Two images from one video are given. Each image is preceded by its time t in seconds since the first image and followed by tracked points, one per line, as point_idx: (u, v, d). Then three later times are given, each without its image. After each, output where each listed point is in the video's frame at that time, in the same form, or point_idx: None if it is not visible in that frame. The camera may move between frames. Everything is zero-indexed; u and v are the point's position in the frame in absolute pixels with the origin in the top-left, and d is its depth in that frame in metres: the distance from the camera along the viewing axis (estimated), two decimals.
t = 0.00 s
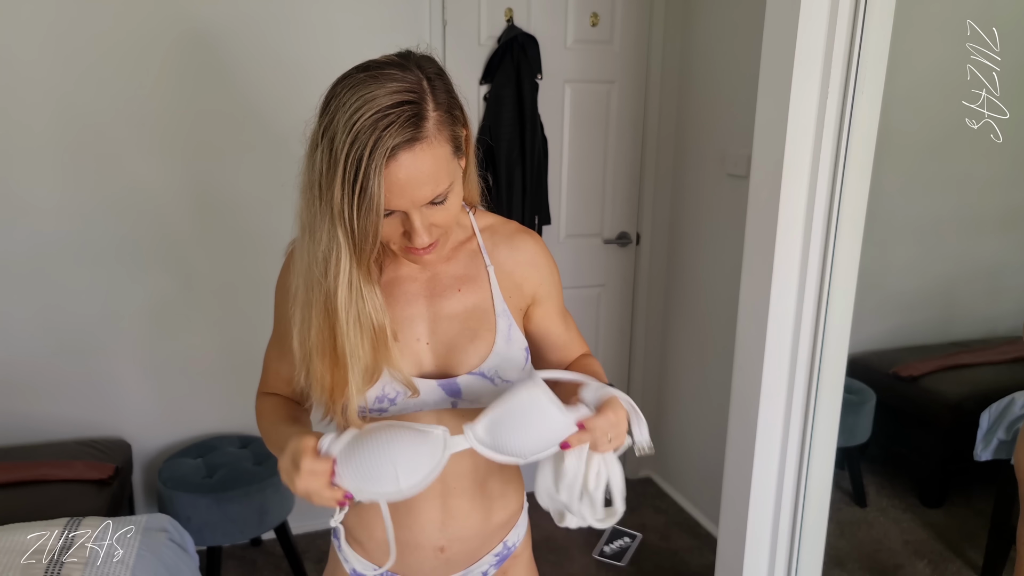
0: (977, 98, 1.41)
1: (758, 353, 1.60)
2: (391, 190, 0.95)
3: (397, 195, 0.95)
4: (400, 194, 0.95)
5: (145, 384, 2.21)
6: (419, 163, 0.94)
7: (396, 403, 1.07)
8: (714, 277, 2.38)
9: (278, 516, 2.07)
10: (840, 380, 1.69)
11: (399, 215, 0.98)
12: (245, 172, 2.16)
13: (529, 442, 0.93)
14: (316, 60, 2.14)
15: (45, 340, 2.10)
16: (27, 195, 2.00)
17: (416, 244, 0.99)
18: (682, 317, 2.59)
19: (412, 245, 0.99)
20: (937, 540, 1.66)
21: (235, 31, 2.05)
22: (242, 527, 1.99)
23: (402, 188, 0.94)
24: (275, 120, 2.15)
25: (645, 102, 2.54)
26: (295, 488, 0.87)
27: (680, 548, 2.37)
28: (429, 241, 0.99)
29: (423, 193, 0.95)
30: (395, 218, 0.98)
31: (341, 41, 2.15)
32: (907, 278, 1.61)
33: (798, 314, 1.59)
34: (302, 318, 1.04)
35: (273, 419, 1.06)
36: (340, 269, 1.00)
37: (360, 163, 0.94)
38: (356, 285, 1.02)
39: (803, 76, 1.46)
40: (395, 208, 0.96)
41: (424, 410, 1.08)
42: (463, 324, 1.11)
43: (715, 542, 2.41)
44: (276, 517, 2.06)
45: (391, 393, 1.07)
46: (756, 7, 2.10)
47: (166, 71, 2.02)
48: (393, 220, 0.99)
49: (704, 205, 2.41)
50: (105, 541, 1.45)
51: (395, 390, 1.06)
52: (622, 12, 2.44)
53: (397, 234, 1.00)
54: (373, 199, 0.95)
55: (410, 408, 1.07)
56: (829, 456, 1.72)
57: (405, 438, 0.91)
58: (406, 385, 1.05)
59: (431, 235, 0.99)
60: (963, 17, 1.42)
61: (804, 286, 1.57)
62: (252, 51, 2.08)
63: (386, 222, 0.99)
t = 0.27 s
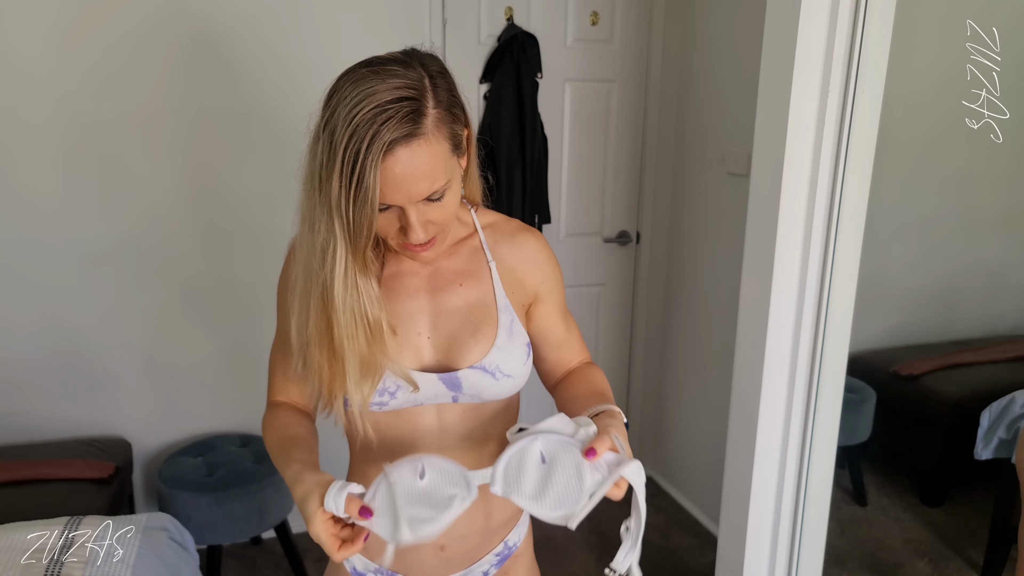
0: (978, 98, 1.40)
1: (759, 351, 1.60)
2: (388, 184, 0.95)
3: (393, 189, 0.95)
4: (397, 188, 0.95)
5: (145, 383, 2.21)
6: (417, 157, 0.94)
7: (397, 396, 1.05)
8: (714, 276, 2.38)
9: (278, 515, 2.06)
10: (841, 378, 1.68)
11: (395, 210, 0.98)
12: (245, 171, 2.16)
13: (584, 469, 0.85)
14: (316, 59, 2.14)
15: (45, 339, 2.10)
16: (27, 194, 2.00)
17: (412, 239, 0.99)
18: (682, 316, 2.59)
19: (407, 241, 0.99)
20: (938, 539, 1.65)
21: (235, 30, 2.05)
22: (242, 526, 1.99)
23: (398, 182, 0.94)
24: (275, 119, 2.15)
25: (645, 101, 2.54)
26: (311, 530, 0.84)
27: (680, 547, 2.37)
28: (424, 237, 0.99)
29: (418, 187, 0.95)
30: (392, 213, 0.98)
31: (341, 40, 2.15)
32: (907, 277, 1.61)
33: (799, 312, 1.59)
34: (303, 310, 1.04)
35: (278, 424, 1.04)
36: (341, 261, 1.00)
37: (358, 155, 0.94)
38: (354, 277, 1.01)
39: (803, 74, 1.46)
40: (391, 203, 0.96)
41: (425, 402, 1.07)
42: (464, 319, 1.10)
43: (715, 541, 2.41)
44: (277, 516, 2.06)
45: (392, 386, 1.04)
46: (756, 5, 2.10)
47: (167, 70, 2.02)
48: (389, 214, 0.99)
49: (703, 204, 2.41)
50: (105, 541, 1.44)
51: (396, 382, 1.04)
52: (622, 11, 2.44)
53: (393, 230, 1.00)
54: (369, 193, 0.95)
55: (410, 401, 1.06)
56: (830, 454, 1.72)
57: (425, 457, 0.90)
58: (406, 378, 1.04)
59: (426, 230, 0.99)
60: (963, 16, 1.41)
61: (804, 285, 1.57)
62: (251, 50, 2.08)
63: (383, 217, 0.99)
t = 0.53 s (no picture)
0: (978, 98, 1.40)
1: (760, 350, 1.60)
2: (387, 178, 0.94)
3: (393, 183, 0.95)
4: (396, 183, 0.95)
5: (146, 382, 2.21)
6: (415, 153, 0.94)
7: (400, 394, 1.05)
8: (715, 275, 2.38)
9: (280, 514, 2.07)
10: (842, 376, 1.68)
11: (395, 206, 0.98)
12: (246, 170, 2.16)
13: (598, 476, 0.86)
14: (316, 58, 2.14)
15: (46, 338, 2.10)
16: (29, 193, 2.00)
17: (412, 235, 0.98)
18: (683, 316, 2.59)
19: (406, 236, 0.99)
20: (940, 538, 1.65)
21: (235, 29, 2.05)
22: (244, 524, 1.99)
23: (397, 177, 0.94)
24: (276, 118, 2.15)
25: (646, 99, 2.54)
26: (324, 523, 0.83)
27: (681, 546, 2.37)
28: (424, 233, 0.99)
29: (417, 182, 0.95)
30: (392, 208, 0.98)
31: (341, 39, 2.14)
32: (908, 277, 1.61)
33: (800, 311, 1.59)
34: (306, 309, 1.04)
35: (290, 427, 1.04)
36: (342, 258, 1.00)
37: (357, 149, 0.94)
38: (355, 272, 1.01)
39: (805, 73, 1.46)
40: (390, 197, 0.96)
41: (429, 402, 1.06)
42: (467, 317, 1.10)
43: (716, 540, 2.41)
44: (278, 515, 2.06)
45: (396, 384, 1.04)
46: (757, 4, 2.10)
47: (168, 70, 2.02)
48: (389, 210, 0.98)
49: (704, 202, 2.41)
50: (105, 541, 1.44)
51: (400, 380, 1.04)
52: (623, 10, 2.43)
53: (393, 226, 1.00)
54: (369, 187, 0.95)
55: (414, 400, 1.06)
56: (832, 453, 1.72)
57: (437, 456, 0.90)
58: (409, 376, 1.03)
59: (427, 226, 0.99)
60: (963, 17, 1.41)
61: (806, 284, 1.57)
62: (252, 49, 2.07)
63: (383, 212, 0.99)
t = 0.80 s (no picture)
0: (977, 98, 1.41)
1: (762, 348, 1.60)
2: (383, 161, 0.94)
3: (390, 166, 0.94)
4: (392, 165, 0.94)
5: (147, 380, 2.21)
6: (409, 130, 0.94)
7: (407, 390, 1.05)
8: (716, 271, 2.38)
9: (282, 512, 2.07)
10: (845, 372, 1.68)
11: (395, 190, 0.97)
12: (247, 169, 2.16)
13: (599, 444, 0.86)
14: (317, 56, 2.13)
15: (48, 337, 2.10)
16: (31, 193, 2.00)
17: (413, 219, 0.97)
18: (685, 313, 2.59)
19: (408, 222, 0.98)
20: (942, 534, 1.65)
21: (237, 29, 2.05)
22: (246, 522, 2.00)
23: (392, 156, 0.94)
24: (275, 117, 2.14)
25: (647, 96, 2.53)
26: (336, 523, 0.86)
27: (683, 543, 2.37)
28: (426, 216, 0.97)
29: (413, 160, 0.94)
30: (391, 195, 0.97)
31: (341, 37, 2.14)
32: (910, 273, 1.61)
33: (801, 309, 1.58)
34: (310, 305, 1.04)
35: (302, 427, 1.05)
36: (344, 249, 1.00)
37: (351, 135, 0.94)
38: (357, 263, 1.01)
39: (806, 70, 1.46)
40: (388, 180, 0.95)
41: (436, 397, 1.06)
42: (472, 312, 1.09)
43: (717, 537, 2.41)
44: (280, 513, 2.06)
45: (402, 379, 1.04)
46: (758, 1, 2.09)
47: (168, 68, 2.02)
48: (389, 196, 0.98)
49: (705, 200, 2.40)
50: (106, 541, 1.43)
51: (406, 376, 1.04)
52: (624, 7, 2.43)
53: (395, 213, 0.98)
54: (366, 173, 0.94)
55: (421, 396, 1.06)
56: (834, 450, 1.72)
57: (432, 445, 0.88)
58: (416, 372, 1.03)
59: (427, 209, 0.97)
60: (963, 16, 1.41)
61: (807, 281, 1.56)
62: (253, 48, 2.07)
63: (383, 199, 0.98)
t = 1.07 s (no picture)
0: (977, 98, 1.41)
1: (762, 346, 1.60)
2: (386, 134, 0.95)
3: (393, 138, 0.95)
4: (395, 136, 0.95)
5: (148, 379, 2.21)
6: (409, 101, 0.94)
7: (409, 384, 1.05)
8: (717, 269, 2.38)
9: (283, 510, 2.07)
10: (846, 370, 1.68)
11: (401, 165, 0.97)
12: (247, 168, 2.16)
13: (587, 407, 0.91)
14: (317, 55, 2.13)
15: (48, 336, 2.10)
16: (31, 192, 2.00)
17: (422, 193, 0.97)
18: (686, 311, 2.58)
19: (417, 196, 0.97)
20: (943, 532, 1.66)
21: (237, 27, 2.05)
22: (247, 521, 2.00)
23: (395, 128, 0.94)
24: (275, 116, 2.14)
25: (648, 94, 2.53)
26: (332, 508, 0.90)
27: (683, 541, 2.37)
28: (435, 189, 0.97)
29: (415, 131, 0.95)
30: (398, 170, 0.98)
31: (341, 36, 2.14)
32: (910, 271, 1.61)
33: (801, 307, 1.58)
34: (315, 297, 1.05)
35: (304, 420, 1.06)
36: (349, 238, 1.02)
37: (351, 113, 0.95)
38: (357, 256, 1.03)
39: (806, 68, 1.46)
40: (392, 153, 0.96)
41: (438, 392, 1.06)
42: (475, 307, 1.09)
43: (718, 535, 2.41)
44: (281, 511, 2.06)
45: (405, 373, 1.05)
46: None
47: (168, 67, 2.02)
48: (395, 173, 0.98)
49: (706, 197, 2.40)
50: (105, 541, 1.43)
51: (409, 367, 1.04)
52: (624, 5, 2.43)
53: (403, 190, 0.99)
54: (371, 149, 0.95)
55: (424, 389, 1.06)
56: (834, 448, 1.73)
57: (416, 419, 0.92)
58: (419, 365, 1.04)
59: (435, 182, 0.97)
60: (963, 16, 1.41)
61: (807, 279, 1.56)
62: (253, 47, 2.07)
63: (390, 176, 0.98)
